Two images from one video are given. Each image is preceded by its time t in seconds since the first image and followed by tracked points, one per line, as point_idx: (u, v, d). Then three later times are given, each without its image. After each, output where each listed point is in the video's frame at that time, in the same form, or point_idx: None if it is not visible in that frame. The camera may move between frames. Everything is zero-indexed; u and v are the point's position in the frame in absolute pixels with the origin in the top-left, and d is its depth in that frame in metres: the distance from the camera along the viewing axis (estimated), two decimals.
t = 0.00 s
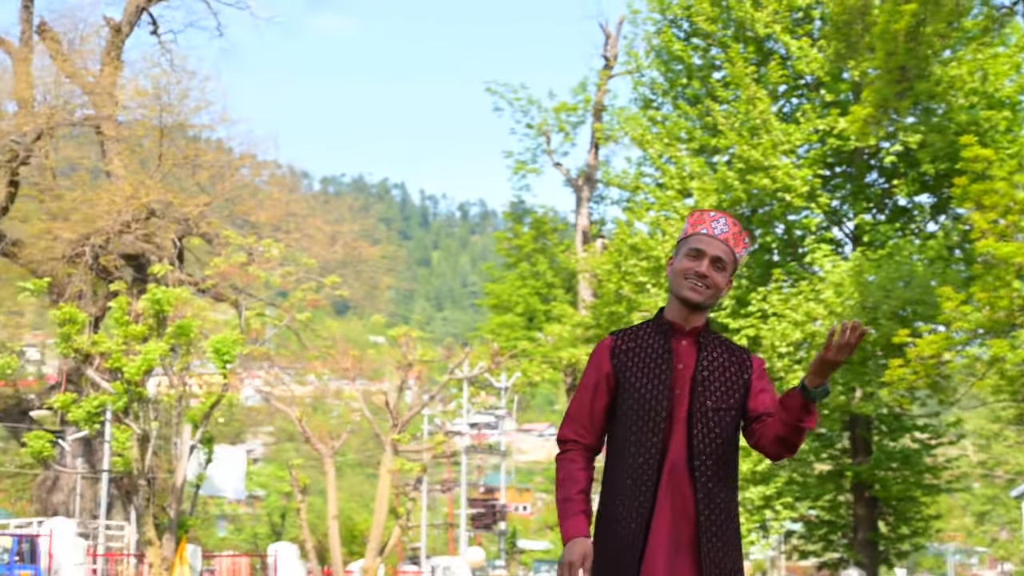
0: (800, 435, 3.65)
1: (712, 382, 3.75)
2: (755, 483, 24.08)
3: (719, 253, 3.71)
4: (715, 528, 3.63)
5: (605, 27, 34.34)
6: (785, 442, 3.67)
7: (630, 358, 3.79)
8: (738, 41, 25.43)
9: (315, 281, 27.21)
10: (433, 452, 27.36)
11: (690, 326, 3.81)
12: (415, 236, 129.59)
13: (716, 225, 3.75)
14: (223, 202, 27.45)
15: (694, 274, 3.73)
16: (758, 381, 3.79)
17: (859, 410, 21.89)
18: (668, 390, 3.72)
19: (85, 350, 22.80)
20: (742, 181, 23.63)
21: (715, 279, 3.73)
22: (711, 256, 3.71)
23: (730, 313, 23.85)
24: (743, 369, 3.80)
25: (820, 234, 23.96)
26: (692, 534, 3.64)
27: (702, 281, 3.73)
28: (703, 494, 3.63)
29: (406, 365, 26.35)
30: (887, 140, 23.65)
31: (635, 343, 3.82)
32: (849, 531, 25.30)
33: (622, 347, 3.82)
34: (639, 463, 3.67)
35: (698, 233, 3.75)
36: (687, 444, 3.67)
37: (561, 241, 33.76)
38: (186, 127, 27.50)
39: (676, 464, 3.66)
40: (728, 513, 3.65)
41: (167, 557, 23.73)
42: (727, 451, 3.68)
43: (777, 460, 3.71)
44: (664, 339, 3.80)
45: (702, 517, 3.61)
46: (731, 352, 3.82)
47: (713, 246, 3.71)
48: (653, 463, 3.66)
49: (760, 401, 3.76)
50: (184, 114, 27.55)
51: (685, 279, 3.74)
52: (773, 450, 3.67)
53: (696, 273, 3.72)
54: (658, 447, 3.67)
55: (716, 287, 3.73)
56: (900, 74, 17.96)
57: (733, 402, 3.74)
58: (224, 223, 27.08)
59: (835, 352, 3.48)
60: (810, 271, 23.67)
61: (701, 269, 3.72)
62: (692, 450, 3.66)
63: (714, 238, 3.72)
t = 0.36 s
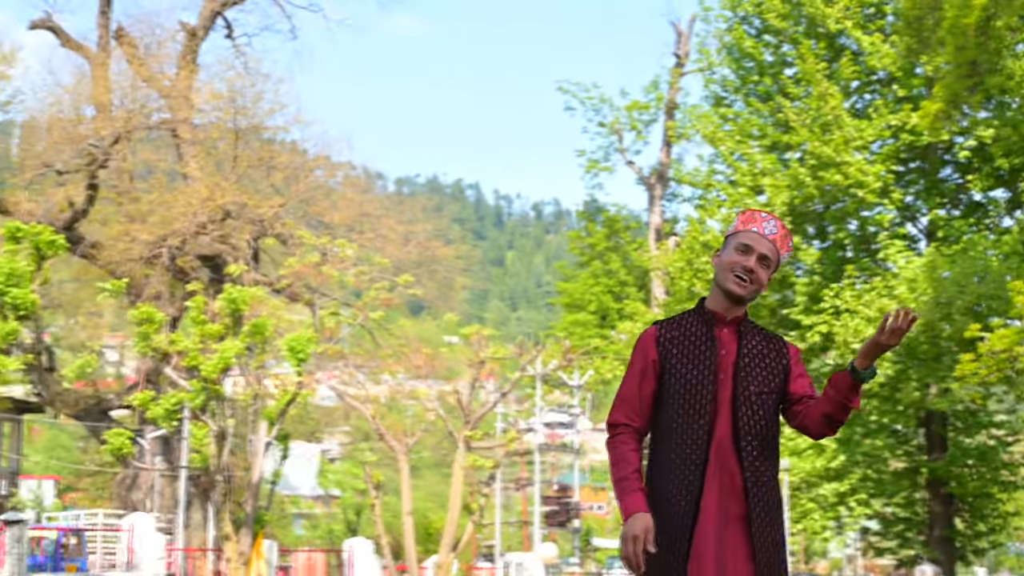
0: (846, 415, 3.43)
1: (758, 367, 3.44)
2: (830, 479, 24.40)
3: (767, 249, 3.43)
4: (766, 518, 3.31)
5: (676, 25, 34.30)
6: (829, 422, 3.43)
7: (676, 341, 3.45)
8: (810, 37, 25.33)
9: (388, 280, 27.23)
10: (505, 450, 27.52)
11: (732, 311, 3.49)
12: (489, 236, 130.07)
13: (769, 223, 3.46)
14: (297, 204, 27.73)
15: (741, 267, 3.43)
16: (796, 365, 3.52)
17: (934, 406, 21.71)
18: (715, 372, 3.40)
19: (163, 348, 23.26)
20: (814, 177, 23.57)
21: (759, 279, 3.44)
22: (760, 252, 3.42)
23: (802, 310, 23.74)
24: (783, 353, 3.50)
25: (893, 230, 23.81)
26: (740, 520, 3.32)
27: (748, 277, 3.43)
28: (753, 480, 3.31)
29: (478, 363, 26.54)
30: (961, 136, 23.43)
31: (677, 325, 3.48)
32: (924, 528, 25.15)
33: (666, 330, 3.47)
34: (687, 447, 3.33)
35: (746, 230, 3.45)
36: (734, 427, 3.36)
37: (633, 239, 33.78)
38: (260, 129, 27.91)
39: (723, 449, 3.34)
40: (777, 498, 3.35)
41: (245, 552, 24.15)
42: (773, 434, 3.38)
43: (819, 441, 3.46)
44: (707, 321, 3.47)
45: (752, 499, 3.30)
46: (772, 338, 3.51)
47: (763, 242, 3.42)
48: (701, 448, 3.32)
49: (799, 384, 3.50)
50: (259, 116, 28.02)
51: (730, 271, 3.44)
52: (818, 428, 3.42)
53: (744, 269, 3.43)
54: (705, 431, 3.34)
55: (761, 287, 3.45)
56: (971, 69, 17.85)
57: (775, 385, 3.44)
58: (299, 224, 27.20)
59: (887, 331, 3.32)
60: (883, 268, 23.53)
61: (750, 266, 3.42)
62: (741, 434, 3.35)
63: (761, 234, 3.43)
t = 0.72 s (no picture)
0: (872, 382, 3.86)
1: (774, 342, 3.83)
2: (897, 477, 24.06)
3: (785, 231, 3.76)
4: (781, 480, 3.70)
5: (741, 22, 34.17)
6: (861, 383, 3.85)
7: (698, 319, 3.81)
8: (874, 32, 25.17)
9: (453, 279, 27.09)
10: (569, 448, 27.63)
11: (748, 291, 3.87)
12: (556, 236, 129.92)
13: (791, 206, 3.78)
14: (362, 204, 27.65)
15: (760, 248, 3.77)
16: (811, 338, 3.94)
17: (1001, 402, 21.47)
18: (735, 347, 3.77)
19: (229, 348, 23.62)
20: (879, 173, 23.39)
21: (776, 258, 3.78)
22: (776, 235, 3.75)
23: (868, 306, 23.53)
24: (797, 331, 3.90)
25: (959, 225, 23.68)
26: (759, 480, 3.70)
27: (765, 256, 3.77)
28: (770, 445, 3.70)
29: (541, 361, 26.65)
30: None
31: (699, 303, 3.84)
32: (993, 525, 24.94)
33: (688, 309, 3.83)
34: (709, 415, 3.70)
35: (765, 213, 3.78)
36: (753, 398, 3.74)
37: (698, 237, 33.71)
38: (326, 130, 27.91)
39: (742, 418, 3.72)
40: (791, 460, 3.74)
41: (311, 548, 24.48)
42: (788, 405, 3.77)
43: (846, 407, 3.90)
44: (727, 302, 3.84)
45: (770, 461, 3.69)
46: (785, 316, 3.91)
47: (780, 225, 3.75)
48: (722, 415, 3.70)
49: (820, 355, 3.93)
50: (324, 118, 27.99)
51: (750, 252, 3.78)
52: (852, 394, 3.84)
53: (765, 249, 3.76)
54: (727, 402, 3.71)
55: (778, 266, 3.78)
56: None
57: (790, 360, 3.84)
58: (364, 224, 27.34)
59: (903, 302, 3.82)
60: (949, 263, 23.46)
61: (768, 246, 3.76)
62: (759, 405, 3.73)
63: (780, 219, 3.76)
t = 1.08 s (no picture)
0: (880, 362, 3.96)
1: (780, 329, 3.91)
2: (970, 472, 23.50)
3: (788, 221, 3.82)
4: (787, 461, 3.80)
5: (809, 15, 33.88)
6: (861, 369, 3.97)
7: (706, 306, 3.88)
8: (943, 24, 24.85)
9: (518, 277, 27.26)
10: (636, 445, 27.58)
11: (754, 278, 3.94)
12: (628, 231, 129.50)
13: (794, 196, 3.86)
14: (430, 203, 27.89)
15: (764, 236, 3.84)
16: (818, 323, 4.02)
17: None
18: (742, 333, 3.85)
19: (296, 346, 23.86)
20: (949, 167, 23.12)
21: (781, 248, 3.85)
22: (780, 224, 3.82)
23: (938, 301, 23.39)
24: (803, 317, 3.98)
25: None
26: (766, 461, 3.80)
27: (769, 245, 3.84)
28: (776, 428, 3.79)
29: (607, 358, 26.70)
30: None
31: (706, 290, 3.91)
32: None
33: (696, 296, 3.90)
34: (717, 398, 3.78)
35: (771, 204, 3.85)
36: (760, 382, 3.83)
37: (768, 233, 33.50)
38: (395, 130, 28.10)
39: (749, 400, 3.80)
40: (796, 442, 3.84)
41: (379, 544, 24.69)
42: (793, 388, 3.86)
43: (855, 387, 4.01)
44: (735, 290, 3.91)
45: (776, 444, 3.78)
46: (791, 302, 3.99)
47: (783, 214, 3.82)
48: (729, 397, 3.78)
49: (826, 339, 4.02)
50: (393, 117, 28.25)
51: (754, 241, 3.85)
52: (860, 378, 3.96)
53: (770, 239, 3.83)
54: (734, 385, 3.79)
55: (782, 255, 3.86)
56: None
57: (796, 346, 3.92)
58: (432, 224, 27.52)
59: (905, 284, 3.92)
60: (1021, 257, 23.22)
61: (772, 236, 3.83)
62: (766, 389, 3.81)
63: (785, 209, 3.82)
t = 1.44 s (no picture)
0: (910, 358, 3.77)
1: (808, 325, 3.77)
2: None
3: (806, 217, 3.70)
4: (822, 459, 3.66)
5: (903, 7, 33.26)
6: (892, 366, 3.78)
7: (730, 307, 3.77)
8: None
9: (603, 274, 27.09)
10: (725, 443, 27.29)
11: (778, 277, 3.82)
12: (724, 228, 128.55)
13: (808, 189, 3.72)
14: (516, 201, 27.67)
15: (784, 236, 3.74)
16: (847, 319, 3.85)
17: None
18: (767, 333, 3.73)
19: (379, 345, 23.95)
20: None
21: (802, 242, 3.75)
22: (801, 221, 3.70)
23: None
24: (831, 313, 3.82)
25: None
26: (798, 459, 3.67)
27: (789, 240, 3.74)
28: (807, 427, 3.66)
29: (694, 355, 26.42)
30: None
31: (731, 291, 3.81)
32: None
33: (720, 298, 3.80)
34: (745, 400, 3.68)
35: (792, 199, 3.75)
36: (788, 381, 3.70)
37: (862, 228, 32.99)
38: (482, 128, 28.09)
39: (777, 400, 3.68)
40: (831, 439, 3.70)
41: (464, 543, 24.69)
42: (823, 385, 3.72)
43: (884, 385, 3.82)
44: (757, 289, 3.79)
45: (808, 441, 3.65)
46: (818, 297, 3.83)
47: (801, 211, 3.70)
48: (756, 399, 3.68)
49: (854, 335, 3.83)
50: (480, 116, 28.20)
51: (775, 239, 3.75)
52: (887, 377, 3.78)
53: (789, 234, 3.73)
54: (761, 386, 3.69)
55: (804, 249, 3.75)
56: None
57: (824, 342, 3.77)
58: (518, 222, 27.47)
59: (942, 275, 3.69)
60: None
61: (792, 231, 3.73)
62: (794, 387, 3.68)
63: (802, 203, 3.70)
